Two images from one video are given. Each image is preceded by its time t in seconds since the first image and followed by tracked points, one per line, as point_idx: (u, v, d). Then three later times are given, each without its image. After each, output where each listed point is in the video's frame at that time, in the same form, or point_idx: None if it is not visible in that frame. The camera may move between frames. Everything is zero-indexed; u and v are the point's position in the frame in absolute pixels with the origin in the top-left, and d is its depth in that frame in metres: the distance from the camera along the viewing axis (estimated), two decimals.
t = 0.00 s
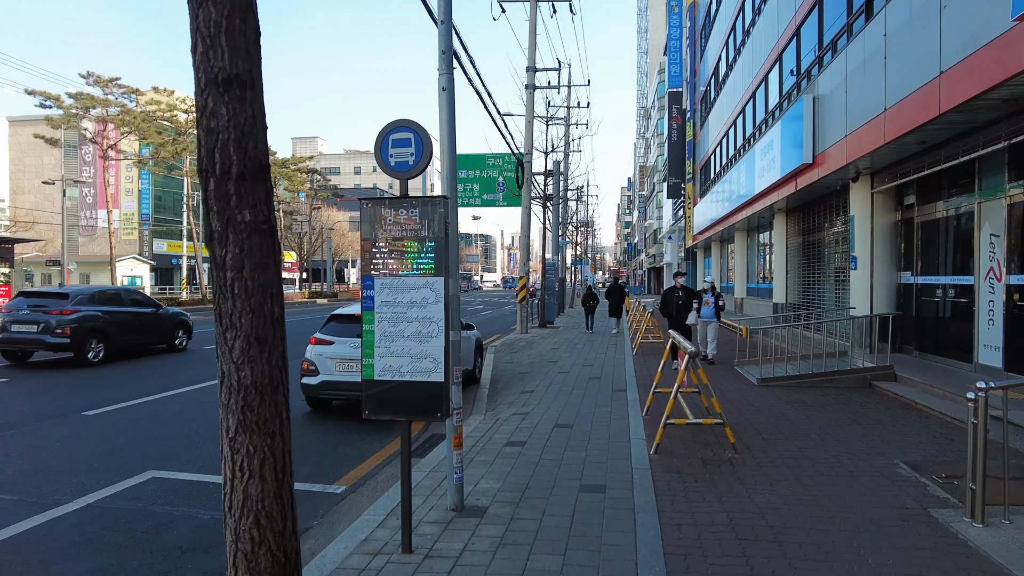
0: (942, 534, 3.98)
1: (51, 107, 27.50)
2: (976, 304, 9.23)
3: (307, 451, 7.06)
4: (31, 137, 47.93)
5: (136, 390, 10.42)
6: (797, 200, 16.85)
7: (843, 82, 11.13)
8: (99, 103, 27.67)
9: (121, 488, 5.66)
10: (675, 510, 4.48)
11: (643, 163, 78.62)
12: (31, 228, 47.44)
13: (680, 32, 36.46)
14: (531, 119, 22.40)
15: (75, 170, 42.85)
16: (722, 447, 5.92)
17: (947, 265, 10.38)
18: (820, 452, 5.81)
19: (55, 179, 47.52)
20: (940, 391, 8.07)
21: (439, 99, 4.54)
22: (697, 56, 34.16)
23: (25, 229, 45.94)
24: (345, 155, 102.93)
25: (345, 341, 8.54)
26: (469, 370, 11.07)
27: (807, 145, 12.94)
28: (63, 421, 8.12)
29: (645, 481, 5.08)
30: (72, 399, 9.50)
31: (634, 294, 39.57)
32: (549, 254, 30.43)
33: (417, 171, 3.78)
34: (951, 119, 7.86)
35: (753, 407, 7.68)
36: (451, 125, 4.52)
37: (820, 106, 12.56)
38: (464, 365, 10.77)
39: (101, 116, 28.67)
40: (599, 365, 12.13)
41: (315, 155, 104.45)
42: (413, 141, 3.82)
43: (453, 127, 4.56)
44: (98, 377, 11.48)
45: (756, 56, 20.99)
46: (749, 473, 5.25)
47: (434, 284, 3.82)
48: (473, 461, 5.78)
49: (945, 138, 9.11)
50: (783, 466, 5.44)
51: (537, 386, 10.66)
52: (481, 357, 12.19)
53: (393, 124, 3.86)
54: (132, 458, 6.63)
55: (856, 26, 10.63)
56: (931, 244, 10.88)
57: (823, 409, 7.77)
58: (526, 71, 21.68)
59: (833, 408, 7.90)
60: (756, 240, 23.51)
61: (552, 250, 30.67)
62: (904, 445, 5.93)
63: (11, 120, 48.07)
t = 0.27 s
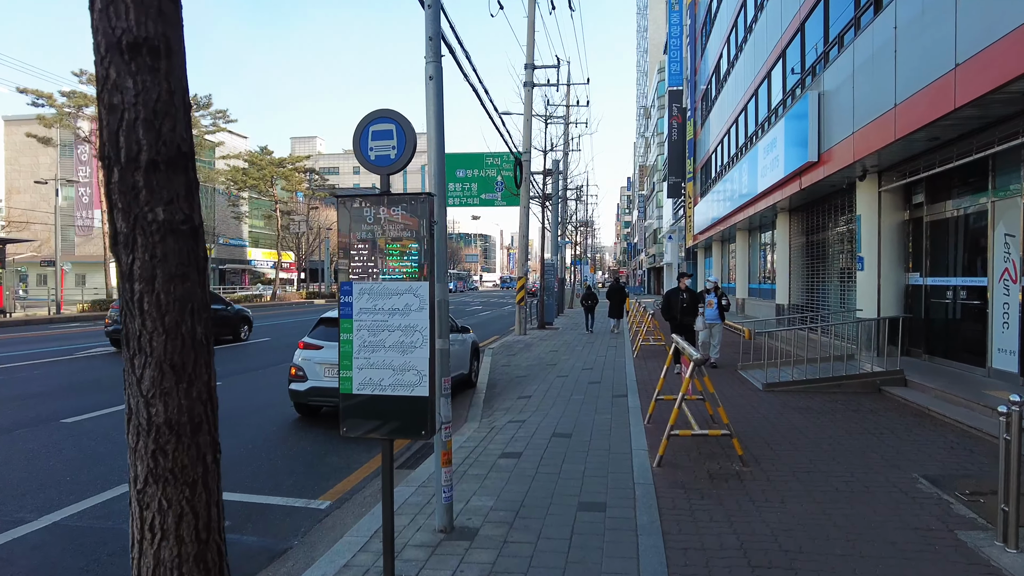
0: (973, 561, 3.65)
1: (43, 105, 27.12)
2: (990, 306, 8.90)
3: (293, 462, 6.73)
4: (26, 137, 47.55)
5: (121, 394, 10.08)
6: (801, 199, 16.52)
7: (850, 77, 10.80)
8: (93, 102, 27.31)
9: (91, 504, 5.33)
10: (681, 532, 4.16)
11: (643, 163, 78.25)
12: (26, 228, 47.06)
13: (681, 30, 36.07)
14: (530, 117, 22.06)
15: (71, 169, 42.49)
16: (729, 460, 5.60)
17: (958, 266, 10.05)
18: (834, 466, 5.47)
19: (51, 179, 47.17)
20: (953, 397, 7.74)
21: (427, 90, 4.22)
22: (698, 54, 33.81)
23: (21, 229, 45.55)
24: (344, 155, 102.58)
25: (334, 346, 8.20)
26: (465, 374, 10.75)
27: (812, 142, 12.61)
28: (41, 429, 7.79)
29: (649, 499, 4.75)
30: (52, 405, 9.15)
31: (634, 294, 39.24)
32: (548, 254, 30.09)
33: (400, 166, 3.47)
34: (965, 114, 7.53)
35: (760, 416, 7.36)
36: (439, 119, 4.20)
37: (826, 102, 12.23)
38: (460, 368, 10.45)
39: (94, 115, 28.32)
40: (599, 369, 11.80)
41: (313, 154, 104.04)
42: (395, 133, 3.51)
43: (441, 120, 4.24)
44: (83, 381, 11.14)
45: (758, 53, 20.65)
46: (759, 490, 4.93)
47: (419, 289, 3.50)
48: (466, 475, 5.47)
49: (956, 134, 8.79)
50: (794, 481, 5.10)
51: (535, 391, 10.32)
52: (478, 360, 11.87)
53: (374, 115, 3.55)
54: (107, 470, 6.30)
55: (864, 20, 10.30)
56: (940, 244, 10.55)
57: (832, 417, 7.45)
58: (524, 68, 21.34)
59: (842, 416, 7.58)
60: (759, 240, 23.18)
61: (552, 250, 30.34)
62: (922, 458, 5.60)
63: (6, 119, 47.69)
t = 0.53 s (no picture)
0: None
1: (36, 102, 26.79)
2: (1008, 306, 8.55)
3: (280, 470, 6.40)
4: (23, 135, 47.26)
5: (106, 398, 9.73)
6: (806, 197, 16.17)
7: (860, 69, 10.45)
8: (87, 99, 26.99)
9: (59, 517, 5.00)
10: (692, 552, 3.82)
11: (644, 161, 77.79)
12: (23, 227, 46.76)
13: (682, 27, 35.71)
14: (529, 114, 21.72)
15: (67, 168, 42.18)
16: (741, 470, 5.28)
17: (971, 265, 9.71)
18: (852, 476, 5.14)
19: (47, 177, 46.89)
20: (971, 401, 7.41)
21: (416, 69, 3.88)
22: (699, 51, 33.47)
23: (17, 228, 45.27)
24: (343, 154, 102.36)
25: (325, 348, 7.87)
26: (462, 376, 10.40)
27: (819, 138, 12.25)
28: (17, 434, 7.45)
29: (656, 514, 4.41)
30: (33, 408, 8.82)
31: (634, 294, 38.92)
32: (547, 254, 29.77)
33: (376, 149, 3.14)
34: (986, 104, 7.18)
35: (769, 421, 7.02)
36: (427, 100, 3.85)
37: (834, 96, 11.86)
38: (457, 370, 10.10)
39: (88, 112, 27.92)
40: (600, 371, 11.46)
41: (313, 153, 103.72)
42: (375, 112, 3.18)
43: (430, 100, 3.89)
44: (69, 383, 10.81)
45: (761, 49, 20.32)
46: (776, 504, 4.59)
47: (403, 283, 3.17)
48: (460, 487, 5.13)
49: (973, 127, 8.45)
50: (811, 494, 4.77)
51: (534, 393, 9.99)
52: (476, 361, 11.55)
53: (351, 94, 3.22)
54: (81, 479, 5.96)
55: (876, 9, 9.95)
56: (952, 242, 10.20)
57: (844, 422, 7.11)
58: (524, 64, 20.99)
59: (855, 420, 7.24)
60: (762, 240, 22.82)
61: (552, 249, 29.98)
62: (946, 468, 5.26)
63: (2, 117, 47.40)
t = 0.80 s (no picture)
0: None
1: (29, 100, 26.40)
2: None
3: (264, 483, 6.07)
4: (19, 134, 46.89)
5: (88, 404, 9.38)
6: (811, 196, 15.84)
7: (870, 64, 10.13)
8: (81, 96, 26.61)
9: (20, 537, 4.67)
10: None
11: (644, 161, 77.45)
12: (19, 227, 46.37)
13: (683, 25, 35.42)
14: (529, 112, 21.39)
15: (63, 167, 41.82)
16: (750, 486, 4.97)
17: (984, 266, 9.37)
18: (870, 493, 4.81)
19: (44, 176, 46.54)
20: (988, 409, 7.09)
21: (402, 51, 3.55)
22: (700, 49, 33.18)
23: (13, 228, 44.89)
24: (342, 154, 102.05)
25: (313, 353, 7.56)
26: (458, 381, 10.07)
27: (825, 136, 11.93)
28: None
29: (661, 536, 4.08)
30: (11, 415, 8.49)
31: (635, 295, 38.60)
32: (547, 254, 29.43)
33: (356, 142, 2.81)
34: (1007, 97, 6.87)
35: (778, 432, 6.70)
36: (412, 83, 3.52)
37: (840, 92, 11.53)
38: (453, 375, 9.77)
39: (82, 111, 27.51)
40: (601, 375, 11.13)
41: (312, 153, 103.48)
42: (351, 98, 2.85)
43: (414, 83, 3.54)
44: (52, 388, 10.47)
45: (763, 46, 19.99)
46: (791, 525, 4.26)
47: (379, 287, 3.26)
48: (450, 504, 4.83)
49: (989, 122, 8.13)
50: (828, 513, 4.44)
51: (532, 399, 9.67)
52: (473, 365, 11.21)
53: (319, 77, 2.95)
54: (51, 493, 5.63)
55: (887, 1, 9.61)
56: (963, 242, 9.88)
57: (856, 431, 6.78)
58: (523, 61, 20.66)
59: (868, 429, 6.92)
60: (765, 240, 22.49)
61: (551, 250, 29.62)
62: (970, 483, 4.94)
63: None
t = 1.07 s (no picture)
0: None
1: (21, 97, 26.06)
2: None
3: (240, 492, 5.74)
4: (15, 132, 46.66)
5: (65, 407, 9.01)
6: (814, 193, 15.50)
7: (878, 54, 9.79)
8: (73, 93, 26.27)
9: None
10: None
11: (644, 160, 77.16)
12: (16, 226, 46.17)
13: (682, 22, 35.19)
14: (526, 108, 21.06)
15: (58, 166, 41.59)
16: (758, 496, 4.66)
17: (996, 264, 9.03)
18: (888, 505, 4.46)
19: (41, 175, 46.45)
20: (1005, 412, 6.75)
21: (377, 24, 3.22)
22: (700, 47, 32.95)
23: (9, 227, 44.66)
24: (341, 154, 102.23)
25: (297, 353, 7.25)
26: (452, 383, 9.72)
27: (830, 130, 11.57)
28: None
29: (662, 555, 3.74)
30: None
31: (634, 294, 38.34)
32: (546, 252, 29.11)
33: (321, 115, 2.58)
34: None
35: (786, 438, 6.36)
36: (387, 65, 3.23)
37: (846, 85, 11.16)
38: (446, 376, 9.41)
39: (74, 108, 27.15)
40: (599, 375, 10.82)
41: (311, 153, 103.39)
42: (318, 67, 2.62)
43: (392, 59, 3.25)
44: (32, 390, 10.13)
45: (763, 42, 19.70)
46: (804, 541, 3.93)
47: (344, 280, 3.02)
48: (436, 517, 4.49)
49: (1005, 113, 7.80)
50: (844, 528, 4.10)
51: (528, 401, 9.33)
52: (467, 365, 10.86)
53: (290, 45, 2.65)
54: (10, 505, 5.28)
55: None
56: (973, 239, 9.55)
57: (867, 436, 6.45)
58: (520, 56, 20.33)
59: (879, 434, 6.58)
60: (766, 238, 22.15)
61: (550, 249, 29.28)
62: (996, 495, 4.59)
63: None
